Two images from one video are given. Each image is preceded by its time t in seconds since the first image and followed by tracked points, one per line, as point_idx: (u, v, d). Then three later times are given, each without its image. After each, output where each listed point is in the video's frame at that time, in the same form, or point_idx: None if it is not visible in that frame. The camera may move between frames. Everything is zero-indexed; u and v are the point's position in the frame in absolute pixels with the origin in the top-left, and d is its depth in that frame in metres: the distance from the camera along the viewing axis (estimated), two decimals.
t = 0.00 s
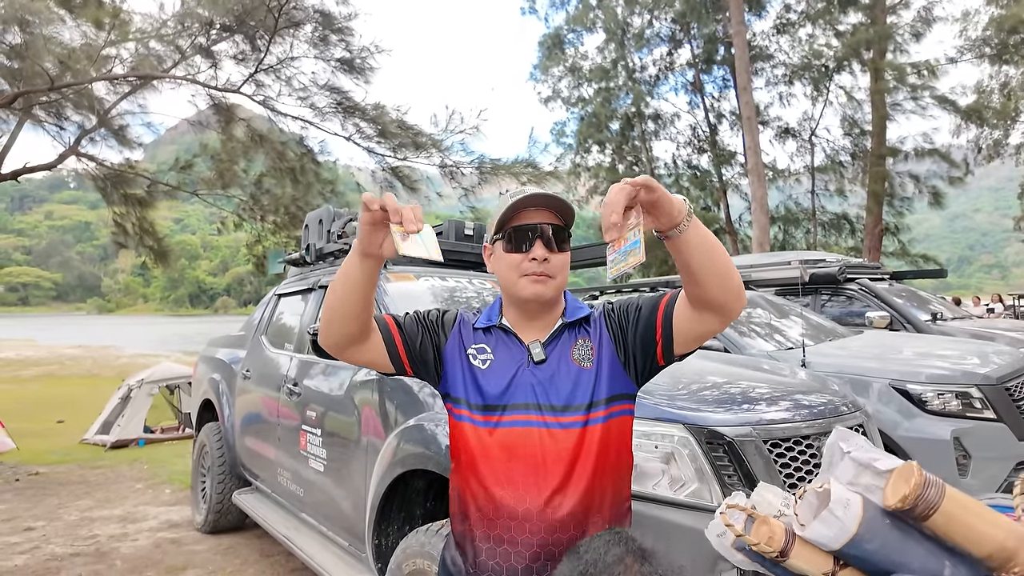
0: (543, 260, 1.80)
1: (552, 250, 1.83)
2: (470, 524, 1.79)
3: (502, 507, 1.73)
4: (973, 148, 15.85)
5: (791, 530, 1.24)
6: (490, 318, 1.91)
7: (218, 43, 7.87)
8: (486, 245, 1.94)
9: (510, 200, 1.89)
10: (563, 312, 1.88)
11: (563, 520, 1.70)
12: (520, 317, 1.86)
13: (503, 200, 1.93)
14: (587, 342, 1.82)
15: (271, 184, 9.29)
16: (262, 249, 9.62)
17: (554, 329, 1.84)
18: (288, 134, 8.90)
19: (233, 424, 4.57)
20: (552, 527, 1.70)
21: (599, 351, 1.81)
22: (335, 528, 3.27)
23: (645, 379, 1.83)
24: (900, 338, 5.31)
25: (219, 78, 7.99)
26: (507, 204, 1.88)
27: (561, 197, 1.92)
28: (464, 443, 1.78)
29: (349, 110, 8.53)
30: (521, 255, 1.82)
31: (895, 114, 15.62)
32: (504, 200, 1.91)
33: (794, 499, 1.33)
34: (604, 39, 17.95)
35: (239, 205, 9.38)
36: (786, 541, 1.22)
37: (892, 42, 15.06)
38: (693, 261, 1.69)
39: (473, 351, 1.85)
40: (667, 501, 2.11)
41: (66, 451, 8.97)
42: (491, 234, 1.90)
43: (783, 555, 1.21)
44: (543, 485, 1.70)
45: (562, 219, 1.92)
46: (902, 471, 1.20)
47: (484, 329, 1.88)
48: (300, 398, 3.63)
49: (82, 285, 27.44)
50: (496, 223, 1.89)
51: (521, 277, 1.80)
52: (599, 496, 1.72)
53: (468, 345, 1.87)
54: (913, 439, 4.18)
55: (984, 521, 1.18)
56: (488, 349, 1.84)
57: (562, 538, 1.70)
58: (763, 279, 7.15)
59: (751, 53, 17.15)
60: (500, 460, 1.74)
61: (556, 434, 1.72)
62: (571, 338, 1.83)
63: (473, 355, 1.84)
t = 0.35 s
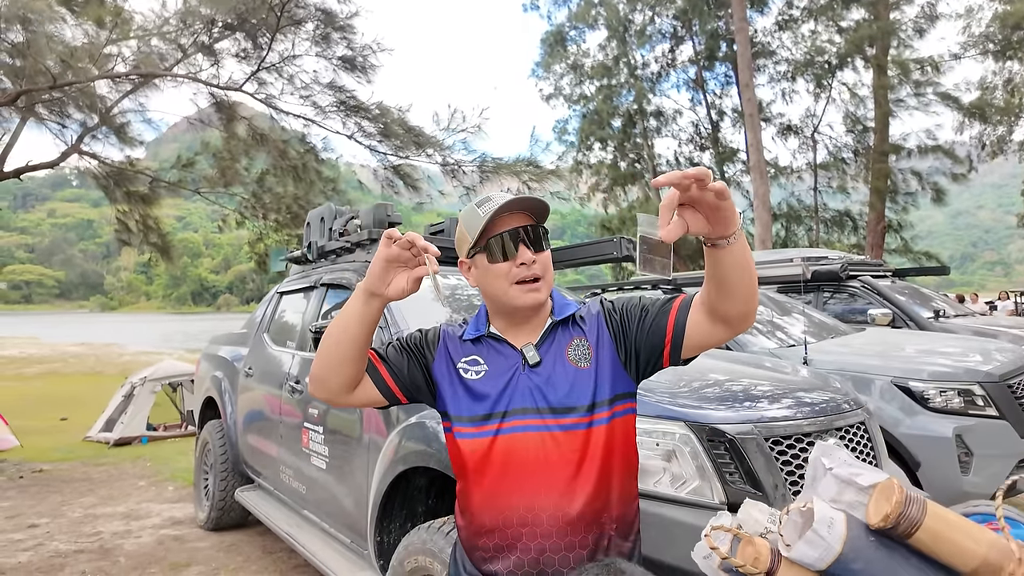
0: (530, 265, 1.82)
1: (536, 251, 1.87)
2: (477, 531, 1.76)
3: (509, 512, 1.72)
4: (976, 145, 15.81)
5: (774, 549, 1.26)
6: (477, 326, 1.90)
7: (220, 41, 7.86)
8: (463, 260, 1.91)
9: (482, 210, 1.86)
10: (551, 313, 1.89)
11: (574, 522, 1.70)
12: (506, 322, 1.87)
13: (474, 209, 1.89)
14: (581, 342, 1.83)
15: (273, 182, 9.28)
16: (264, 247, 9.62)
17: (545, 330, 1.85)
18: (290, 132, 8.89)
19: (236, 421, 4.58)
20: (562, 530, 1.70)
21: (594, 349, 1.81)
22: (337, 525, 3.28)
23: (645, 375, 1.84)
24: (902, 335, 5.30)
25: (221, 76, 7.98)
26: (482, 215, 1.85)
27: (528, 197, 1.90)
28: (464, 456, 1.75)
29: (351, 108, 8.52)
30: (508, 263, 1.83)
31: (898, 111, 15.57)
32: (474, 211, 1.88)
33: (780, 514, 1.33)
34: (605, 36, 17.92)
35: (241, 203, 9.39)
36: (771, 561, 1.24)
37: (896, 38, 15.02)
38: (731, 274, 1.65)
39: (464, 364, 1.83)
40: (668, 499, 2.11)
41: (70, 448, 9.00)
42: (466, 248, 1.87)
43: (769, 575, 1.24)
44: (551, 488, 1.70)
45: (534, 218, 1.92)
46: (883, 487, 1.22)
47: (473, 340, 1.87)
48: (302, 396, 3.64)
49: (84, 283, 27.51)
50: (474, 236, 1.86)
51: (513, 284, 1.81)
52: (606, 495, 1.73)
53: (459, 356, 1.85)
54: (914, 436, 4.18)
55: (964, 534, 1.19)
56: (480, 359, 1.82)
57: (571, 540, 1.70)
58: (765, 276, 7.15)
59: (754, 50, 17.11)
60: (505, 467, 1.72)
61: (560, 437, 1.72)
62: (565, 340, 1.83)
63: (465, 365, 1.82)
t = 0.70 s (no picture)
0: (513, 260, 1.82)
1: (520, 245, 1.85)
2: (477, 532, 1.76)
3: (511, 512, 1.72)
4: (974, 143, 15.83)
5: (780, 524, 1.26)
6: (474, 325, 1.90)
7: (217, 39, 7.83)
8: (457, 257, 1.95)
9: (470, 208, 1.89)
10: (548, 309, 1.88)
11: (575, 522, 1.70)
12: (496, 315, 1.87)
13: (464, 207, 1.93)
14: (579, 338, 1.82)
15: (271, 179, 9.27)
16: (261, 245, 9.61)
17: (541, 326, 1.85)
18: (288, 130, 8.87)
19: (234, 419, 4.57)
20: (563, 529, 1.70)
21: (594, 346, 1.81)
22: (336, 524, 3.28)
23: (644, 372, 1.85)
24: (900, 333, 5.31)
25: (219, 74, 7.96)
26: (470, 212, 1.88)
27: (516, 194, 1.92)
28: (466, 457, 1.75)
29: (349, 106, 8.51)
30: (498, 258, 1.83)
31: (896, 109, 15.58)
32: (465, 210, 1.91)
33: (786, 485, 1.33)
34: (604, 33, 17.90)
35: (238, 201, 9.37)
36: (777, 536, 1.25)
37: (895, 35, 15.02)
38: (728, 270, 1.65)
39: (462, 364, 1.82)
40: (667, 497, 2.11)
41: (68, 446, 8.99)
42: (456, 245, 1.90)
43: (775, 550, 1.25)
44: (552, 486, 1.70)
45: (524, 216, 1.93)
46: (894, 458, 1.18)
47: (470, 338, 1.86)
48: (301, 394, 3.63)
49: (82, 280, 27.51)
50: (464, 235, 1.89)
51: (503, 278, 1.81)
52: (607, 493, 1.74)
53: (457, 357, 1.84)
54: (913, 434, 4.19)
55: (981, 504, 1.16)
56: (478, 359, 1.82)
57: (572, 540, 1.70)
58: (763, 274, 7.15)
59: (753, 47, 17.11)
60: (506, 466, 1.72)
61: (562, 435, 1.72)
62: (563, 337, 1.83)
63: (463, 365, 1.82)
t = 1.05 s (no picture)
0: (489, 266, 1.84)
1: (501, 253, 1.84)
2: (473, 531, 1.77)
3: (508, 513, 1.72)
4: (972, 143, 15.85)
5: (794, 546, 1.27)
6: (480, 323, 1.90)
7: (216, 39, 7.80)
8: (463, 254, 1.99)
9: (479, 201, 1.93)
10: (556, 311, 1.88)
11: (572, 524, 1.70)
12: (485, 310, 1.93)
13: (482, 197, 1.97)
14: (584, 342, 1.81)
15: (270, 178, 9.25)
16: (260, 244, 9.60)
17: (546, 328, 1.85)
18: (288, 129, 8.86)
19: (233, 419, 4.57)
20: (557, 532, 1.70)
21: (599, 351, 1.80)
22: (336, 524, 3.27)
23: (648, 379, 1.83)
24: (899, 333, 5.32)
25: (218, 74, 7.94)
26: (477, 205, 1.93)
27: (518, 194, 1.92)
28: (466, 455, 1.75)
29: (348, 106, 8.50)
30: (490, 257, 1.85)
31: (894, 109, 15.60)
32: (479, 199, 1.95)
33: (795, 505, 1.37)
34: (603, 33, 17.90)
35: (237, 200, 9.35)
36: (791, 557, 1.26)
37: (894, 35, 15.02)
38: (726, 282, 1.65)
39: (465, 365, 1.83)
40: (668, 498, 2.11)
41: (66, 446, 8.98)
42: (453, 232, 1.97)
43: (791, 571, 1.26)
44: (550, 487, 1.70)
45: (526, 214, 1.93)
46: (901, 468, 1.19)
47: (475, 337, 1.87)
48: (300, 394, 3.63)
49: (80, 280, 27.59)
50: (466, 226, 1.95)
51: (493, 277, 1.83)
52: (605, 497, 1.73)
53: (462, 356, 1.84)
54: (912, 434, 4.20)
55: (990, 511, 1.17)
56: (482, 359, 1.82)
57: (566, 543, 1.70)
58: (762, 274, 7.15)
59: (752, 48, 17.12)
60: (504, 466, 1.72)
61: (561, 438, 1.72)
62: (568, 340, 1.82)
63: (466, 366, 1.82)
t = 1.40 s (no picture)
0: (502, 264, 1.85)
1: (514, 252, 1.85)
2: (478, 526, 1.79)
3: (513, 510, 1.73)
4: (975, 143, 15.84)
5: (850, 499, 1.27)
6: (495, 319, 1.91)
7: (220, 39, 7.81)
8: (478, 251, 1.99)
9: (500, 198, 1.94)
10: (570, 311, 1.88)
11: (578, 523, 1.70)
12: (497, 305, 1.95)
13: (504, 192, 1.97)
14: (596, 343, 1.81)
15: (272, 178, 9.27)
16: (263, 245, 9.63)
17: (559, 327, 1.85)
18: (291, 130, 8.86)
19: (238, 419, 4.58)
20: (559, 533, 1.70)
21: (611, 354, 1.79)
22: (342, 523, 3.28)
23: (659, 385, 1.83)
24: (903, 333, 5.32)
25: (222, 75, 7.96)
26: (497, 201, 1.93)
27: (534, 193, 1.91)
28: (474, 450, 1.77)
29: (351, 108, 8.51)
30: (501, 257, 1.86)
31: (897, 108, 15.59)
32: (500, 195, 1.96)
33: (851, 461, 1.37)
34: (605, 32, 17.88)
35: (239, 200, 9.36)
36: (847, 510, 1.26)
37: (896, 35, 15.00)
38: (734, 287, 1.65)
39: (478, 361, 1.84)
40: (674, 496, 2.12)
41: (70, 446, 8.99)
42: (469, 229, 1.98)
43: (845, 525, 1.26)
44: (556, 486, 1.70)
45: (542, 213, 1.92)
46: (975, 430, 1.18)
47: (490, 332, 1.88)
48: (306, 393, 3.63)
49: (82, 281, 27.70)
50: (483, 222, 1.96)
51: (502, 277, 1.85)
52: (612, 498, 1.72)
53: (476, 352, 1.86)
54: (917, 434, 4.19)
55: None
56: (495, 356, 1.83)
57: (568, 545, 1.71)
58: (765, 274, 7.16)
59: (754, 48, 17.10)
60: (511, 464, 1.73)
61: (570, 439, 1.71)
62: (581, 340, 1.82)
63: (479, 362, 1.83)
